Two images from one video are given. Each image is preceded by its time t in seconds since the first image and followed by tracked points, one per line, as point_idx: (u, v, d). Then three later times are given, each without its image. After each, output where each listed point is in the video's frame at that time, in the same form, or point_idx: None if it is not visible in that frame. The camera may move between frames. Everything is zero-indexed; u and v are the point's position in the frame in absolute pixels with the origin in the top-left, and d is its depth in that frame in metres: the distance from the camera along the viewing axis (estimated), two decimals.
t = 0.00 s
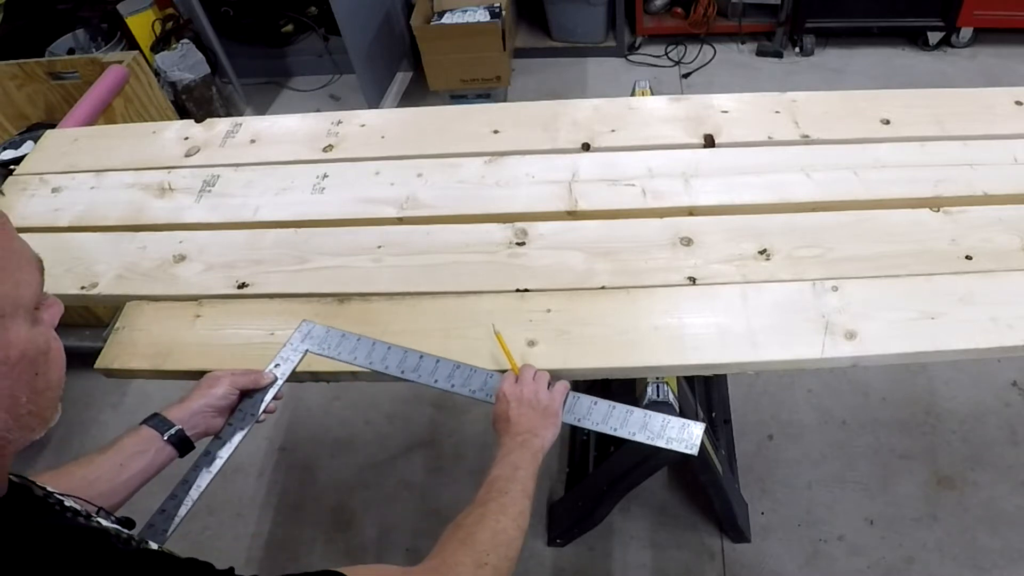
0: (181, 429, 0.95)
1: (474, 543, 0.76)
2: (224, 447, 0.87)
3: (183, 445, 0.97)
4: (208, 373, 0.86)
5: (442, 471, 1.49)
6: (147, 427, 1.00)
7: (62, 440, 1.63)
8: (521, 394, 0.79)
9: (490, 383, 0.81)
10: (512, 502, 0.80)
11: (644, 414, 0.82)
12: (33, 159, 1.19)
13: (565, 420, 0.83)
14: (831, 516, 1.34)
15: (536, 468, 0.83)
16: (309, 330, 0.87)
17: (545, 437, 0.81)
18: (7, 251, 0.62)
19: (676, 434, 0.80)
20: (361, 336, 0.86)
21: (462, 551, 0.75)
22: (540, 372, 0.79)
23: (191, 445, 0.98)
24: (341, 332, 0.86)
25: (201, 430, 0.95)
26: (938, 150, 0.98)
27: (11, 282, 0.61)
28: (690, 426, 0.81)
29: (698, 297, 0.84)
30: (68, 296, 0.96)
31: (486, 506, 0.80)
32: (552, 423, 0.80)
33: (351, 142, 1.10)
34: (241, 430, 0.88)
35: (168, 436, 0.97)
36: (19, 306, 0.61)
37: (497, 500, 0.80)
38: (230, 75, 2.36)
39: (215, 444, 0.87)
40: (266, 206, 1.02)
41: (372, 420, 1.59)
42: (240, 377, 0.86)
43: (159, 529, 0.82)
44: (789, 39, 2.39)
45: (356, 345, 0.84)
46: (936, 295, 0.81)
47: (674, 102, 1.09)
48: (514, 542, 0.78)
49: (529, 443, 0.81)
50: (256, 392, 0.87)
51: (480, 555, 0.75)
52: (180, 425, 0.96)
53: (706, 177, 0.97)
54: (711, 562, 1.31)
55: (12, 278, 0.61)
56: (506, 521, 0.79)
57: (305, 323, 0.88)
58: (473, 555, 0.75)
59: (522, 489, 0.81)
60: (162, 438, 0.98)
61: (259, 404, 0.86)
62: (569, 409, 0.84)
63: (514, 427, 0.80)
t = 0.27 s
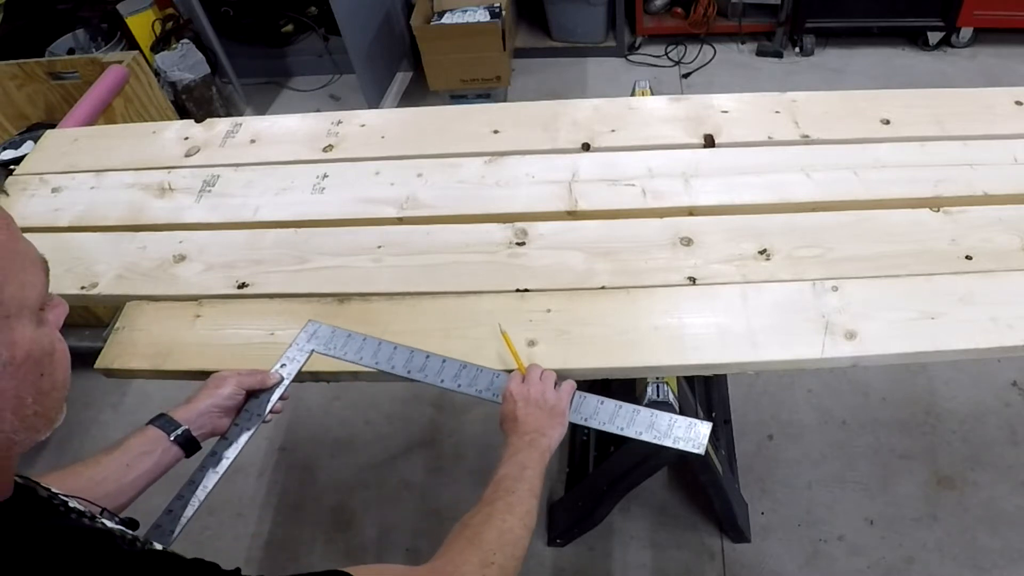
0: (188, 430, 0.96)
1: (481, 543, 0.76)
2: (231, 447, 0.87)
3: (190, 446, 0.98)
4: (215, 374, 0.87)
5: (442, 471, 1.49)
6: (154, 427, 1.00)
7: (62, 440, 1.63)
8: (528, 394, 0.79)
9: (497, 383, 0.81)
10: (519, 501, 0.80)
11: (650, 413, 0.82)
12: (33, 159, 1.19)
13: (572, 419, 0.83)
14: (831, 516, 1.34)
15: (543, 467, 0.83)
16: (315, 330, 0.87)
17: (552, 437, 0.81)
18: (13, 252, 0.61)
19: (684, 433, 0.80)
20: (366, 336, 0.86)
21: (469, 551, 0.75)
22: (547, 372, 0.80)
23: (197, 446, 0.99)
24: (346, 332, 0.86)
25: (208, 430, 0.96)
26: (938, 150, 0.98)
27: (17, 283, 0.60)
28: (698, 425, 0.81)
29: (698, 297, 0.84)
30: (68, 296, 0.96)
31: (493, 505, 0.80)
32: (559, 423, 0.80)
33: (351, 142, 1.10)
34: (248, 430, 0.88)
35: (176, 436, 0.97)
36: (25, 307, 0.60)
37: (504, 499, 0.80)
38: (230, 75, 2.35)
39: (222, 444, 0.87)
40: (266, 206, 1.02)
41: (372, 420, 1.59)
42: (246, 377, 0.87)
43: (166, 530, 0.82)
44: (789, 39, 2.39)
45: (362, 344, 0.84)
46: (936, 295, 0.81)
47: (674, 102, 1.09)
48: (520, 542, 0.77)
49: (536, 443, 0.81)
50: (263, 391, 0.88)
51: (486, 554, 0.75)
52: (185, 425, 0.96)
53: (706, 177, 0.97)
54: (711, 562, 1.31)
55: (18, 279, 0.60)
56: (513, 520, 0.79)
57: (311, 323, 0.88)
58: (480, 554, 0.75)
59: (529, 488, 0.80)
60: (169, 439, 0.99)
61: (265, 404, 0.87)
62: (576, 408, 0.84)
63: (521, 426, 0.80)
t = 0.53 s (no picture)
0: (188, 430, 0.96)
1: (483, 543, 0.76)
2: (232, 447, 0.87)
3: (191, 446, 0.98)
4: (216, 374, 0.87)
5: (442, 471, 1.49)
6: (155, 427, 1.00)
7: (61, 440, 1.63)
8: (529, 394, 0.79)
9: (498, 383, 0.81)
10: (521, 500, 0.80)
11: (651, 412, 0.82)
12: (33, 159, 1.19)
13: (573, 419, 0.83)
14: (831, 516, 1.34)
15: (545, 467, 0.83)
16: (316, 330, 0.87)
17: (554, 437, 0.81)
18: (16, 252, 0.61)
19: (685, 432, 0.80)
20: (367, 336, 0.86)
21: (472, 551, 0.75)
22: (547, 371, 0.80)
23: (198, 446, 0.99)
24: (347, 332, 0.86)
25: (208, 430, 0.96)
26: (938, 150, 0.98)
27: (20, 283, 0.60)
28: (698, 425, 0.81)
29: (698, 298, 0.84)
30: (68, 295, 0.96)
31: (495, 505, 0.80)
32: (561, 423, 0.81)
33: (351, 142, 1.10)
34: (248, 430, 0.88)
35: (176, 436, 0.97)
36: (29, 307, 0.61)
37: (506, 499, 0.80)
38: (230, 75, 2.36)
39: (222, 444, 0.87)
40: (266, 206, 1.02)
41: (372, 420, 1.59)
42: (247, 377, 0.87)
43: (167, 530, 0.82)
44: (789, 39, 2.39)
45: (363, 345, 0.84)
46: (936, 295, 0.81)
47: (674, 102, 1.09)
48: (523, 542, 0.77)
49: (538, 442, 0.81)
50: (263, 391, 0.88)
51: (488, 553, 0.75)
52: (186, 425, 0.96)
53: (706, 177, 0.97)
54: (711, 562, 1.31)
55: (21, 279, 0.61)
56: (515, 520, 0.79)
57: (312, 323, 0.88)
58: (482, 554, 0.75)
59: (531, 488, 0.80)
60: (170, 439, 0.99)
61: (266, 405, 0.87)
62: (576, 408, 0.84)
63: (522, 426, 0.80)
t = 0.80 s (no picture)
0: (188, 430, 0.96)
1: (484, 543, 0.76)
2: (232, 447, 0.87)
3: (191, 446, 0.98)
4: (216, 374, 0.87)
5: (442, 472, 1.49)
6: (155, 427, 1.00)
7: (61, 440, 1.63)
8: (529, 394, 0.79)
9: (498, 383, 0.81)
10: (522, 500, 0.80)
11: (651, 412, 0.82)
12: (33, 159, 1.19)
13: (573, 419, 0.83)
14: (831, 516, 1.34)
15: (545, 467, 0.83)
16: (316, 330, 0.87)
17: (554, 437, 0.81)
18: (16, 251, 0.61)
19: (685, 432, 0.80)
20: (367, 336, 0.85)
21: (472, 551, 0.75)
22: (547, 371, 0.80)
23: (198, 446, 0.99)
24: (347, 332, 0.86)
25: (208, 431, 0.96)
26: (938, 150, 0.98)
27: (20, 282, 0.61)
28: (698, 425, 0.81)
29: (698, 298, 0.84)
30: (68, 296, 0.96)
31: (495, 505, 0.80)
32: (561, 423, 0.81)
33: (351, 142, 1.10)
34: (248, 430, 0.88)
35: (176, 436, 0.97)
36: (29, 306, 0.61)
37: (506, 499, 0.80)
38: (230, 75, 2.36)
39: (222, 444, 0.87)
40: (266, 206, 1.02)
41: (372, 420, 1.59)
42: (247, 377, 0.87)
43: (167, 530, 0.82)
44: (789, 39, 2.39)
45: (363, 345, 0.84)
46: (936, 295, 0.81)
47: (674, 102, 1.09)
48: (523, 542, 0.77)
49: (538, 442, 0.81)
50: (263, 391, 0.88)
51: (488, 553, 0.75)
52: (186, 425, 0.96)
53: (706, 177, 0.97)
54: (711, 562, 1.31)
55: (22, 279, 0.61)
56: (515, 520, 0.79)
57: (312, 323, 0.88)
58: (483, 554, 0.75)
59: (531, 488, 0.80)
60: (170, 439, 0.99)
61: (266, 404, 0.87)
62: (577, 408, 0.84)
63: (523, 426, 0.80)
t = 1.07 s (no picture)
0: (188, 430, 0.96)
1: (484, 543, 0.76)
2: (232, 447, 0.87)
3: (191, 446, 0.98)
4: (216, 374, 0.87)
5: (442, 472, 1.49)
6: (155, 427, 1.00)
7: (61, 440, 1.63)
8: (529, 394, 0.79)
9: (498, 383, 0.81)
10: (522, 500, 0.80)
11: (651, 412, 0.82)
12: (33, 159, 1.19)
13: (573, 419, 0.83)
14: (831, 516, 1.34)
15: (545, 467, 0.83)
16: (317, 330, 0.87)
17: (554, 437, 0.81)
18: (15, 250, 0.61)
19: (685, 432, 0.80)
20: (368, 336, 0.85)
21: (472, 551, 0.75)
22: (547, 371, 0.80)
23: (198, 446, 0.99)
24: (347, 331, 0.86)
25: (209, 431, 0.96)
26: (938, 150, 0.98)
27: (20, 281, 0.61)
28: (699, 425, 0.81)
29: (698, 298, 0.84)
30: (68, 296, 0.96)
31: (495, 506, 0.80)
32: (561, 423, 0.81)
33: (351, 142, 1.10)
34: (249, 430, 0.88)
35: (176, 436, 0.97)
36: (28, 305, 0.61)
37: (506, 499, 0.80)
38: (230, 75, 2.35)
39: (222, 444, 0.87)
40: (266, 206, 1.02)
41: (372, 420, 1.59)
42: (247, 377, 0.87)
43: (166, 530, 0.82)
44: (789, 39, 2.39)
45: (364, 345, 0.84)
46: (936, 295, 0.81)
47: (675, 102, 1.09)
48: (523, 542, 0.77)
49: (538, 442, 0.81)
50: (263, 391, 0.88)
51: (488, 553, 0.75)
52: (186, 426, 0.96)
53: (706, 177, 0.97)
54: (711, 562, 1.31)
55: (21, 278, 0.61)
56: (515, 520, 0.79)
57: (312, 323, 0.88)
58: (483, 554, 0.75)
59: (531, 488, 0.80)
60: (170, 439, 0.99)
61: (266, 404, 0.87)
62: (577, 408, 0.84)
63: (523, 426, 0.80)
